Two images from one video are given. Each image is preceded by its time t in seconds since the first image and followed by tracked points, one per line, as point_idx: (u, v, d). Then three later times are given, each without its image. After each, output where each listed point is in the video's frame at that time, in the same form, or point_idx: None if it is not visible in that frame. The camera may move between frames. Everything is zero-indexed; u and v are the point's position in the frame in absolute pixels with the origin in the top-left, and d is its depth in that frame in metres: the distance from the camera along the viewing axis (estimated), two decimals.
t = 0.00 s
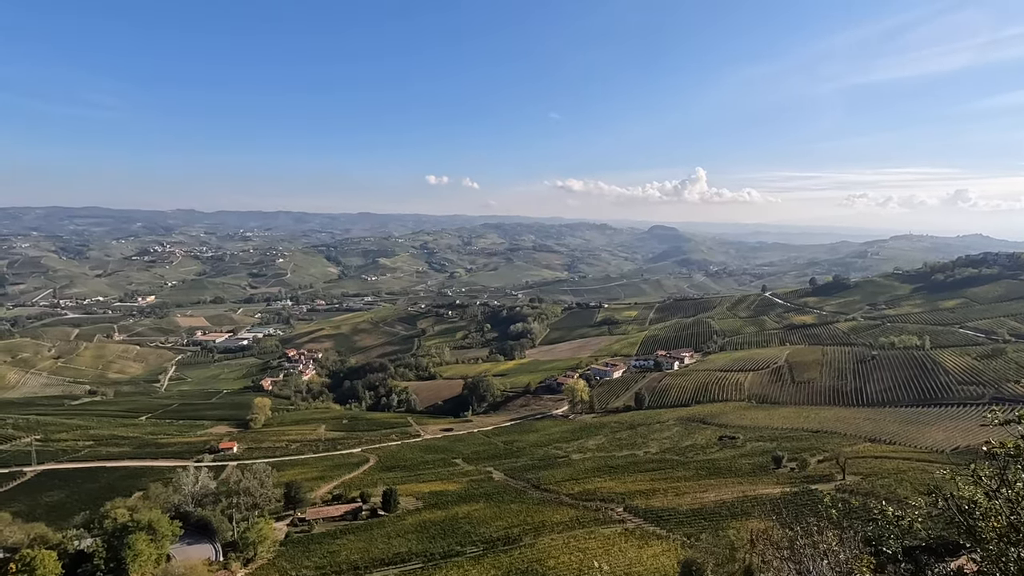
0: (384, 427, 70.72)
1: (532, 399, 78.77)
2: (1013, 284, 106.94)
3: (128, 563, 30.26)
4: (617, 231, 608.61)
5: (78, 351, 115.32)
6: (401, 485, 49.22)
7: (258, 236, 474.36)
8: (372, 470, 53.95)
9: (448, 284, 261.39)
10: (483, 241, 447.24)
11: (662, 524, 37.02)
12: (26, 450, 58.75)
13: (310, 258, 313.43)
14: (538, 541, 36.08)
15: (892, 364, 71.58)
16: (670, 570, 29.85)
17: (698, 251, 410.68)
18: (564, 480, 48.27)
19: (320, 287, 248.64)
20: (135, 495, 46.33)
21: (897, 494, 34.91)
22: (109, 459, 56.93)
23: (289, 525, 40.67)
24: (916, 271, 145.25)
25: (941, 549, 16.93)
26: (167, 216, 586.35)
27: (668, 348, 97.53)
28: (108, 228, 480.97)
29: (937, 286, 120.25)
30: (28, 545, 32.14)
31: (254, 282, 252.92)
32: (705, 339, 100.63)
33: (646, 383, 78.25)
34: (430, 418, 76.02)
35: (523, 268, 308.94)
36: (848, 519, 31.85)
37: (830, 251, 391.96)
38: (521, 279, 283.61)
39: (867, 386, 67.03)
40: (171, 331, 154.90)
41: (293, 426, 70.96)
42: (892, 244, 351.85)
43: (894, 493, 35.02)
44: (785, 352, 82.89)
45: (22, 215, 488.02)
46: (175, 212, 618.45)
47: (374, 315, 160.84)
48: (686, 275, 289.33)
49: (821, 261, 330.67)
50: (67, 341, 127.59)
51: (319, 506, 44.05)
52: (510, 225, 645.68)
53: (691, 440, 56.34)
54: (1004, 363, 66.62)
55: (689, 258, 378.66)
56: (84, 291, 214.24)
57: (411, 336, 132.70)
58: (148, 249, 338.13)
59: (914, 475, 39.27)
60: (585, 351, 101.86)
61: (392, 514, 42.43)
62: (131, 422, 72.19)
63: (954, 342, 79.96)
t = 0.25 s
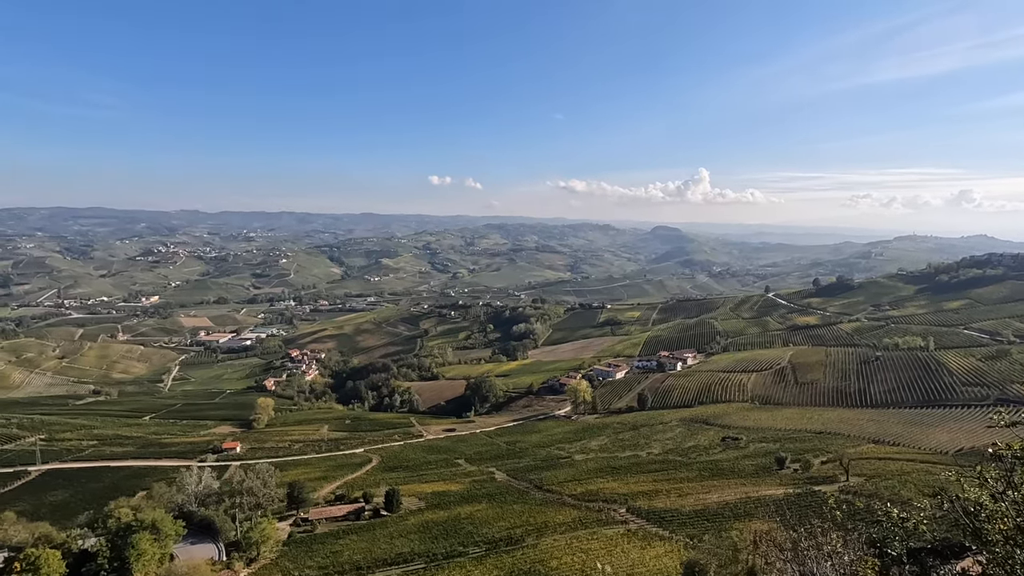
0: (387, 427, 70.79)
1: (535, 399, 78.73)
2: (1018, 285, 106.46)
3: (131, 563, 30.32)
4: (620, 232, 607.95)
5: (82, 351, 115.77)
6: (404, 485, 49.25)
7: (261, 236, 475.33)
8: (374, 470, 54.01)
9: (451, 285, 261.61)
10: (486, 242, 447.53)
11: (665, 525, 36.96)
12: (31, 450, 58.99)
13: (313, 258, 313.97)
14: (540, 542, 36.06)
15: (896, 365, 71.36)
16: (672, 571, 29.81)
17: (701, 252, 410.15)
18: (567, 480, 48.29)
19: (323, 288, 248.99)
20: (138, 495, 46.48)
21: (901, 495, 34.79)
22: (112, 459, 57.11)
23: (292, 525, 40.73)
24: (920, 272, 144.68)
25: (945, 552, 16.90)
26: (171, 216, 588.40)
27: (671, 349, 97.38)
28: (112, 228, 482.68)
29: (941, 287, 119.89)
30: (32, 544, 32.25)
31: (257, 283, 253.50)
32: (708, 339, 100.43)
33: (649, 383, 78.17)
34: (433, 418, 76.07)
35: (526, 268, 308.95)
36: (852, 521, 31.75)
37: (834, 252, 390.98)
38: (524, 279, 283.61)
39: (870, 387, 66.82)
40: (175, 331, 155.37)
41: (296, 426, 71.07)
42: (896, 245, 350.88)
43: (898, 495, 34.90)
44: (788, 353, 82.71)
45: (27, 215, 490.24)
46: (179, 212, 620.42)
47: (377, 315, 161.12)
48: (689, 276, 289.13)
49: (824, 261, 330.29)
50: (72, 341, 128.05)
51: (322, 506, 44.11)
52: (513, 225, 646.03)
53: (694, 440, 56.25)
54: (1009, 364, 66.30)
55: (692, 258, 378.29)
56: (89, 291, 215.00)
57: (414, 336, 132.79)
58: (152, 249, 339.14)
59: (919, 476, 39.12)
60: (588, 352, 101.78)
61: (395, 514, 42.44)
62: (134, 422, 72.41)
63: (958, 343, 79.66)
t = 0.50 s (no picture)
0: (390, 427, 70.88)
1: (538, 400, 78.70)
2: None
3: (135, 562, 30.42)
4: (623, 232, 607.40)
5: (87, 351, 116.24)
6: (407, 486, 49.28)
7: (265, 236, 476.70)
8: (378, 470, 54.09)
9: (455, 285, 261.87)
10: (489, 242, 447.86)
11: (668, 526, 36.90)
12: (36, 449, 59.28)
13: (317, 259, 314.76)
14: (543, 542, 36.04)
15: (901, 366, 71.07)
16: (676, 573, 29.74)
17: (704, 253, 409.43)
18: (570, 481, 48.24)
19: (326, 288, 249.46)
20: (142, 494, 46.67)
21: (906, 497, 34.62)
22: (117, 459, 57.32)
23: (295, 525, 40.80)
24: (925, 272, 143.95)
25: (951, 554, 16.79)
26: (176, 217, 590.84)
27: (675, 349, 97.16)
28: (117, 229, 484.93)
29: (946, 288, 119.32)
30: (37, 543, 32.42)
31: (261, 283, 254.23)
32: (712, 340, 100.20)
33: (652, 384, 78.04)
34: (436, 419, 76.10)
35: (529, 269, 308.99)
36: (857, 523, 31.66)
37: (838, 253, 389.95)
38: (527, 280, 283.60)
39: (875, 388, 66.55)
40: (179, 331, 155.97)
41: (299, 426, 71.25)
42: (901, 246, 349.64)
43: (903, 496, 34.73)
44: (792, 354, 82.47)
45: (33, 216, 493.20)
46: (184, 213, 623.18)
47: (380, 315, 161.35)
48: (692, 277, 288.67)
49: (828, 262, 329.18)
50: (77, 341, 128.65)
51: (325, 506, 44.19)
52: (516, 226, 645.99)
53: (697, 441, 56.14)
54: (1015, 365, 65.93)
55: (696, 259, 377.65)
56: (94, 291, 215.96)
57: (417, 337, 132.90)
58: (156, 249, 340.48)
59: (924, 478, 38.94)
60: (591, 352, 101.69)
61: (398, 514, 42.50)
62: (139, 422, 72.69)
63: (963, 344, 79.28)
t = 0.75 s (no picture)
0: (394, 427, 70.97)
1: (541, 401, 78.66)
2: None
3: (140, 561, 30.54)
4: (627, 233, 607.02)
5: (92, 351, 116.82)
6: (411, 486, 49.33)
7: (270, 237, 478.28)
8: (382, 470, 54.18)
9: (458, 286, 262.10)
10: (493, 243, 447.95)
11: (672, 527, 36.83)
12: (42, 448, 59.62)
13: (321, 259, 315.58)
14: (547, 543, 36.04)
15: (906, 368, 70.72)
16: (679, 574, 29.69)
17: (709, 253, 408.71)
18: (574, 482, 48.20)
19: (330, 288, 250.09)
20: (148, 493, 46.88)
21: (911, 499, 34.44)
22: (122, 458, 57.61)
23: (299, 525, 40.89)
24: (931, 273, 143.25)
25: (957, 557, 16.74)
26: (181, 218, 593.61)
27: (678, 350, 97.00)
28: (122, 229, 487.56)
29: (952, 289, 118.73)
30: (44, 542, 32.63)
31: (265, 283, 255.04)
32: (716, 341, 99.95)
33: (656, 385, 77.92)
34: (439, 419, 76.18)
35: (533, 269, 309.16)
36: (862, 525, 31.51)
37: (843, 253, 388.72)
38: (530, 280, 283.45)
39: (880, 389, 66.25)
40: (184, 331, 156.64)
41: (304, 426, 71.44)
42: (906, 246, 348.34)
43: (908, 498, 34.56)
44: (797, 355, 82.18)
45: (39, 217, 496.37)
46: (189, 213, 626.32)
47: (384, 316, 161.62)
48: (697, 277, 288.13)
49: (833, 263, 327.81)
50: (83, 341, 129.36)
51: (329, 506, 44.28)
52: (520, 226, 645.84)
53: (701, 442, 56.01)
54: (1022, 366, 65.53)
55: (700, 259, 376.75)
56: (99, 292, 217.06)
57: (421, 337, 133.05)
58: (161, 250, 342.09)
59: (930, 480, 38.76)
60: (595, 353, 101.64)
61: (402, 515, 42.56)
62: (144, 421, 73.02)
63: (970, 345, 78.82)
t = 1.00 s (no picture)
0: (398, 428, 71.07)
1: (545, 401, 78.65)
2: None
3: (146, 560, 30.72)
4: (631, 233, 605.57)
5: (99, 350, 117.52)
6: (415, 486, 49.40)
7: (274, 238, 479.81)
8: (386, 470, 54.26)
9: (462, 286, 262.26)
10: (497, 244, 447.83)
11: (677, 529, 36.72)
12: (50, 447, 60.05)
13: (326, 259, 316.55)
14: (551, 544, 36.00)
15: (912, 369, 70.35)
16: None
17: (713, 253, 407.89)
18: (578, 483, 48.13)
19: (335, 289, 250.74)
20: (153, 493, 47.12)
21: (918, 501, 34.24)
22: (129, 457, 57.93)
23: (304, 524, 41.02)
24: (937, 274, 142.43)
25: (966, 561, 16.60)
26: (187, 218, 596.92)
27: (683, 351, 96.81)
28: (129, 230, 490.91)
29: (959, 289, 118.07)
30: (51, 541, 32.84)
31: (270, 283, 256.00)
32: (721, 342, 99.71)
33: (660, 386, 77.76)
34: (443, 419, 76.22)
35: (537, 270, 309.30)
36: (868, 526, 31.35)
37: (849, 254, 387.25)
38: (534, 281, 283.37)
39: (887, 391, 65.87)
40: (189, 331, 157.41)
41: (308, 426, 71.70)
42: (912, 247, 346.79)
43: (915, 500, 34.34)
44: (802, 356, 81.84)
45: (47, 217, 500.51)
46: (195, 214, 629.51)
47: (388, 316, 161.90)
48: (701, 278, 287.52)
49: (839, 264, 326.34)
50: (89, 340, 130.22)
51: (334, 505, 44.43)
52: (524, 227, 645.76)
53: (706, 444, 55.83)
54: None
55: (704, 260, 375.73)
56: (106, 292, 218.43)
57: (425, 338, 133.23)
58: (167, 250, 343.84)
59: (936, 482, 38.51)
60: (599, 354, 101.56)
61: (406, 515, 42.57)
62: (150, 421, 73.42)
63: (977, 346, 78.30)
